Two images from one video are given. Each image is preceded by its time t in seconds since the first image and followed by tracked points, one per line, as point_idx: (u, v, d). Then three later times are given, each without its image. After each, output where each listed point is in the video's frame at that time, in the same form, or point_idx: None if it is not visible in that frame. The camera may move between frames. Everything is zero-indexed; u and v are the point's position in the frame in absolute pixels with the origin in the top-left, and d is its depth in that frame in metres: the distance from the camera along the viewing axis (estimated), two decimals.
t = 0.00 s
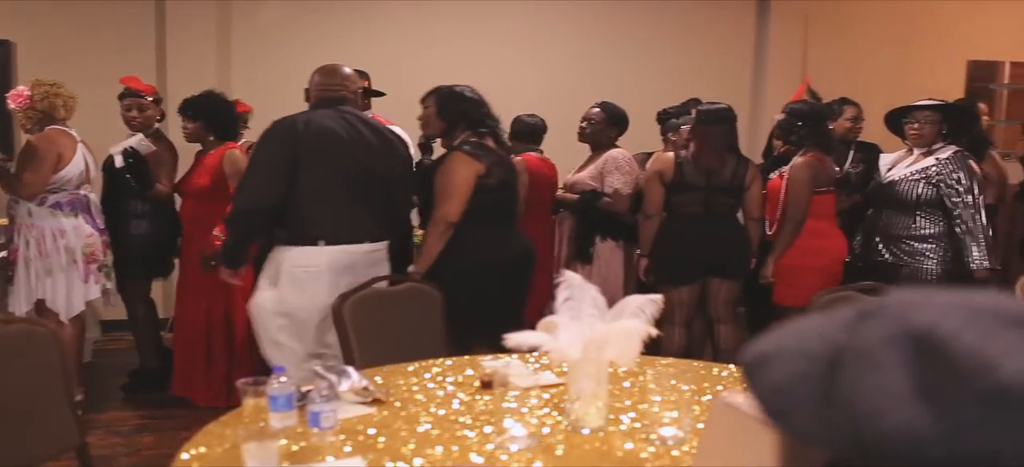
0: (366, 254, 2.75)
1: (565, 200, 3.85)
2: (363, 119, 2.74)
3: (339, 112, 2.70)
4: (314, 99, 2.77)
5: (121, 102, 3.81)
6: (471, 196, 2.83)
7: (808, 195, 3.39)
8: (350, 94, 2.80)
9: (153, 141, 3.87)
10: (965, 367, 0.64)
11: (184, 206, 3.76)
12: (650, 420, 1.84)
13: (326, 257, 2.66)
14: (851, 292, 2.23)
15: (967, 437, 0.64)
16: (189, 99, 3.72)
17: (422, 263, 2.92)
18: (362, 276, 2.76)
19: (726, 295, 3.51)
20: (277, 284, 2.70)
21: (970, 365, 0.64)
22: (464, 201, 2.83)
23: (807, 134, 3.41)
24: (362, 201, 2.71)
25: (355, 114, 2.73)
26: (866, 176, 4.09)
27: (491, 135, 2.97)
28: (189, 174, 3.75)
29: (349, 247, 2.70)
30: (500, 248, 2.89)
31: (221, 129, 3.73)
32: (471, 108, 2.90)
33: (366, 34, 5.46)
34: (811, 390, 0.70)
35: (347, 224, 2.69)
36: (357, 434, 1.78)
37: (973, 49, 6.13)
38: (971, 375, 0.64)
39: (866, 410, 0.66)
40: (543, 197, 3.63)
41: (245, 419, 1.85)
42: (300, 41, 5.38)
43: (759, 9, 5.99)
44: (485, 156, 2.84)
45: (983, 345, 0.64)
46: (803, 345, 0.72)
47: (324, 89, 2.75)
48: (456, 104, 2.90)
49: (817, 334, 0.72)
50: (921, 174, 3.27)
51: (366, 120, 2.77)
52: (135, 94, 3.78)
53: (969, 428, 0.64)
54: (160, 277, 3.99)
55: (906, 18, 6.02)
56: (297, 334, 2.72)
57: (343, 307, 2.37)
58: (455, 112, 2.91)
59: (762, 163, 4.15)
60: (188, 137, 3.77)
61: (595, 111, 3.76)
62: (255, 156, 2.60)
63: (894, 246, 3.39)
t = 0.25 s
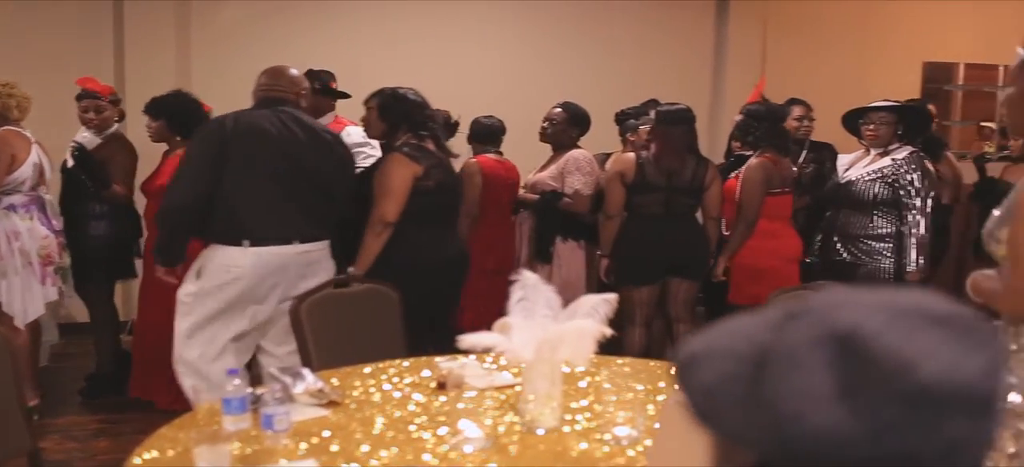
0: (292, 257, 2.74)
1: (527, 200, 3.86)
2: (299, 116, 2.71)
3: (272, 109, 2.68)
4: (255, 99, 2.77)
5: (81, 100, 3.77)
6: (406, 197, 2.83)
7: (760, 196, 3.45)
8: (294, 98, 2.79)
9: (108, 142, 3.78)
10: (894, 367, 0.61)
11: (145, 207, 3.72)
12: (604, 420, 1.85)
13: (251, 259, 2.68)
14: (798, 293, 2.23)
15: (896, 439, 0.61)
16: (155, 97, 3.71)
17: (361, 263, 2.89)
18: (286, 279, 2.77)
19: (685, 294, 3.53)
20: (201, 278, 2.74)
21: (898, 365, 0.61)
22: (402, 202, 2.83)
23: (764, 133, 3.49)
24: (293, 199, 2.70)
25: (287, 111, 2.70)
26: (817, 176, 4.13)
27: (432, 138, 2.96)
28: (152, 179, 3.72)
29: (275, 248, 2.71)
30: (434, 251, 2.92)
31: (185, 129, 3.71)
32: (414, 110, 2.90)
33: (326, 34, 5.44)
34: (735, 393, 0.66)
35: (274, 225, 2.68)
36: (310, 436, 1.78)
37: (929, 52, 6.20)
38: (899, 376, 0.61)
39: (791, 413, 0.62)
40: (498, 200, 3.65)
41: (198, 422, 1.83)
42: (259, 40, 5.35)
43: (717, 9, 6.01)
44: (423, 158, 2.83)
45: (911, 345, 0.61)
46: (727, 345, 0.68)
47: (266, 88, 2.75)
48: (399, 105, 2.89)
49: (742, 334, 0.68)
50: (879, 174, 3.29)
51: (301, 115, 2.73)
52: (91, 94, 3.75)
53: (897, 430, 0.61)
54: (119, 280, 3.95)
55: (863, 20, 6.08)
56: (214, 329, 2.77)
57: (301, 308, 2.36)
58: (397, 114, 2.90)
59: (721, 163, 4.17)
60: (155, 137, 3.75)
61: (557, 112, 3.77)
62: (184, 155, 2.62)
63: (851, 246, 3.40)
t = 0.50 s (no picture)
0: (213, 258, 2.71)
1: (487, 201, 3.87)
2: (217, 115, 2.70)
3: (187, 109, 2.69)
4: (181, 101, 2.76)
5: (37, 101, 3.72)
6: (351, 195, 2.91)
7: (716, 197, 3.50)
8: (220, 99, 2.78)
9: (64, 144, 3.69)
10: (820, 365, 0.63)
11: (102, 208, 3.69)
12: (559, 421, 1.86)
13: (166, 259, 2.67)
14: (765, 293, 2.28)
15: (820, 435, 0.63)
16: (116, 97, 3.68)
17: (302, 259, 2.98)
18: (210, 280, 2.73)
19: (645, 294, 3.54)
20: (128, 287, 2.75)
21: (823, 363, 0.63)
22: (345, 200, 2.91)
23: (720, 135, 3.56)
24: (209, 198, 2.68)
25: (207, 112, 2.69)
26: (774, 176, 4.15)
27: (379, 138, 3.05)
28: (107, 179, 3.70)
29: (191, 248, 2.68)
30: (375, 249, 3.02)
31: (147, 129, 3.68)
32: (362, 111, 2.98)
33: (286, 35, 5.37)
34: (666, 392, 0.67)
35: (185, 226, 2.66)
36: (263, 440, 1.77)
37: (886, 53, 6.27)
38: (825, 373, 0.63)
39: (720, 410, 0.64)
40: (454, 201, 3.66)
41: (149, 427, 1.81)
42: (216, 42, 5.29)
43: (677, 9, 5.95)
44: (369, 158, 2.92)
45: (836, 344, 0.63)
46: (660, 344, 0.69)
47: (191, 88, 2.75)
48: (348, 106, 2.96)
49: (675, 334, 0.70)
50: (836, 174, 3.32)
51: (223, 116, 2.71)
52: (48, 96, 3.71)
53: (823, 426, 0.63)
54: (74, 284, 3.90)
55: (823, 22, 6.11)
56: (145, 343, 2.72)
57: (256, 311, 2.35)
58: (346, 114, 2.98)
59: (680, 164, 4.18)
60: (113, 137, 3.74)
61: (517, 113, 3.77)
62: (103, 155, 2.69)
63: (809, 245, 3.41)
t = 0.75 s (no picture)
0: (130, 264, 2.68)
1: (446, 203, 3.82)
2: (137, 114, 2.67)
3: (107, 108, 2.68)
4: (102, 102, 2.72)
5: None
6: (297, 195, 2.97)
7: (678, 197, 3.52)
8: (140, 99, 2.73)
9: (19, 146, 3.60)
10: (746, 365, 0.62)
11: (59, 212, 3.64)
12: (514, 421, 1.86)
13: (84, 260, 2.67)
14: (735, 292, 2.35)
15: (747, 435, 0.63)
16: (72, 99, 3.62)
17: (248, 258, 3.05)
18: (131, 284, 2.70)
19: (604, 294, 3.56)
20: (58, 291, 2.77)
21: (749, 363, 0.62)
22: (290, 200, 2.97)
23: (678, 136, 3.60)
24: (127, 199, 2.65)
25: (122, 113, 2.65)
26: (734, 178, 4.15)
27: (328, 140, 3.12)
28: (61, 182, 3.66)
29: (108, 250, 2.67)
30: (319, 247, 3.11)
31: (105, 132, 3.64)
32: (309, 113, 3.04)
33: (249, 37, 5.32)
34: (596, 392, 0.66)
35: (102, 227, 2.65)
36: (214, 444, 1.75)
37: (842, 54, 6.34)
38: (752, 374, 0.62)
39: (648, 412, 0.63)
40: (407, 203, 3.68)
41: (98, 432, 1.79)
42: (174, 43, 5.20)
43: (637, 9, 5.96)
44: (315, 159, 2.98)
45: (761, 346, 0.63)
46: (590, 344, 0.68)
47: (109, 89, 2.72)
48: (296, 109, 3.02)
49: (604, 334, 0.69)
50: (793, 175, 3.34)
51: (138, 115, 2.67)
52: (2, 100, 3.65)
53: (750, 427, 0.63)
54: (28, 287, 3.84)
55: (782, 25, 6.16)
56: (72, 348, 2.74)
57: (211, 315, 2.32)
58: (296, 115, 3.03)
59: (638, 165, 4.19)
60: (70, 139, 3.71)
61: (477, 115, 3.76)
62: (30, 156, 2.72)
63: (768, 245, 3.41)
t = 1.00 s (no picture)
0: (65, 267, 2.70)
1: (404, 204, 3.77)
2: (62, 116, 2.65)
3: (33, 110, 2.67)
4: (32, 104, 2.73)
5: None
6: (244, 194, 2.98)
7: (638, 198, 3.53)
8: (70, 100, 2.73)
9: None
10: (668, 365, 0.66)
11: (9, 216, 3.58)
12: (470, 421, 1.85)
13: (14, 264, 2.68)
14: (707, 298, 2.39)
15: (669, 433, 0.66)
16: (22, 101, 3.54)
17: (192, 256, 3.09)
18: (65, 289, 2.72)
19: (563, 294, 3.56)
20: None
21: (671, 363, 0.66)
22: (235, 201, 2.99)
23: (635, 137, 3.62)
24: (53, 200, 2.65)
25: (47, 115, 2.64)
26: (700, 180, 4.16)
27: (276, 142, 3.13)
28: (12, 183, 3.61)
29: (36, 253, 2.69)
30: (268, 248, 3.13)
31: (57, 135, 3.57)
32: (258, 115, 3.06)
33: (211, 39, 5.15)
34: (522, 393, 0.70)
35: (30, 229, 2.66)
36: (164, 449, 1.72)
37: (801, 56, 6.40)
38: (674, 373, 0.66)
39: (573, 412, 0.66)
40: (360, 202, 3.66)
41: (44, 438, 1.76)
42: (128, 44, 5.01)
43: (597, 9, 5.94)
44: (262, 159, 2.99)
45: (683, 346, 0.67)
46: (519, 346, 0.72)
47: (38, 92, 2.72)
48: (244, 111, 3.02)
49: (533, 336, 0.72)
50: (750, 175, 3.37)
51: (63, 117, 2.65)
52: None
53: (671, 424, 0.66)
54: None
55: (739, 27, 6.19)
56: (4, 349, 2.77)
57: (163, 319, 2.29)
58: (245, 117, 3.03)
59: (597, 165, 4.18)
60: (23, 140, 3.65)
61: (435, 116, 3.75)
62: None
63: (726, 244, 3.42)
